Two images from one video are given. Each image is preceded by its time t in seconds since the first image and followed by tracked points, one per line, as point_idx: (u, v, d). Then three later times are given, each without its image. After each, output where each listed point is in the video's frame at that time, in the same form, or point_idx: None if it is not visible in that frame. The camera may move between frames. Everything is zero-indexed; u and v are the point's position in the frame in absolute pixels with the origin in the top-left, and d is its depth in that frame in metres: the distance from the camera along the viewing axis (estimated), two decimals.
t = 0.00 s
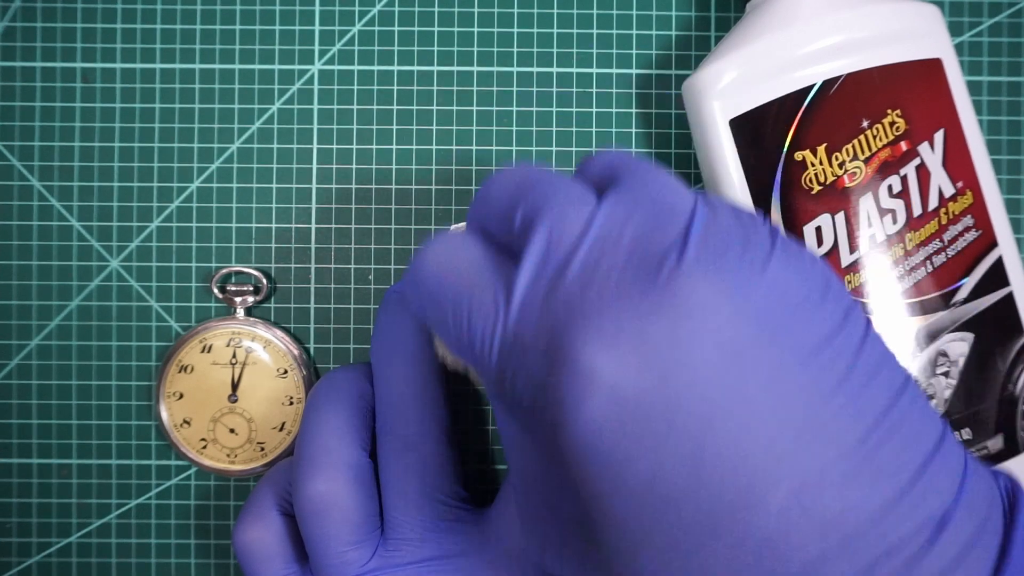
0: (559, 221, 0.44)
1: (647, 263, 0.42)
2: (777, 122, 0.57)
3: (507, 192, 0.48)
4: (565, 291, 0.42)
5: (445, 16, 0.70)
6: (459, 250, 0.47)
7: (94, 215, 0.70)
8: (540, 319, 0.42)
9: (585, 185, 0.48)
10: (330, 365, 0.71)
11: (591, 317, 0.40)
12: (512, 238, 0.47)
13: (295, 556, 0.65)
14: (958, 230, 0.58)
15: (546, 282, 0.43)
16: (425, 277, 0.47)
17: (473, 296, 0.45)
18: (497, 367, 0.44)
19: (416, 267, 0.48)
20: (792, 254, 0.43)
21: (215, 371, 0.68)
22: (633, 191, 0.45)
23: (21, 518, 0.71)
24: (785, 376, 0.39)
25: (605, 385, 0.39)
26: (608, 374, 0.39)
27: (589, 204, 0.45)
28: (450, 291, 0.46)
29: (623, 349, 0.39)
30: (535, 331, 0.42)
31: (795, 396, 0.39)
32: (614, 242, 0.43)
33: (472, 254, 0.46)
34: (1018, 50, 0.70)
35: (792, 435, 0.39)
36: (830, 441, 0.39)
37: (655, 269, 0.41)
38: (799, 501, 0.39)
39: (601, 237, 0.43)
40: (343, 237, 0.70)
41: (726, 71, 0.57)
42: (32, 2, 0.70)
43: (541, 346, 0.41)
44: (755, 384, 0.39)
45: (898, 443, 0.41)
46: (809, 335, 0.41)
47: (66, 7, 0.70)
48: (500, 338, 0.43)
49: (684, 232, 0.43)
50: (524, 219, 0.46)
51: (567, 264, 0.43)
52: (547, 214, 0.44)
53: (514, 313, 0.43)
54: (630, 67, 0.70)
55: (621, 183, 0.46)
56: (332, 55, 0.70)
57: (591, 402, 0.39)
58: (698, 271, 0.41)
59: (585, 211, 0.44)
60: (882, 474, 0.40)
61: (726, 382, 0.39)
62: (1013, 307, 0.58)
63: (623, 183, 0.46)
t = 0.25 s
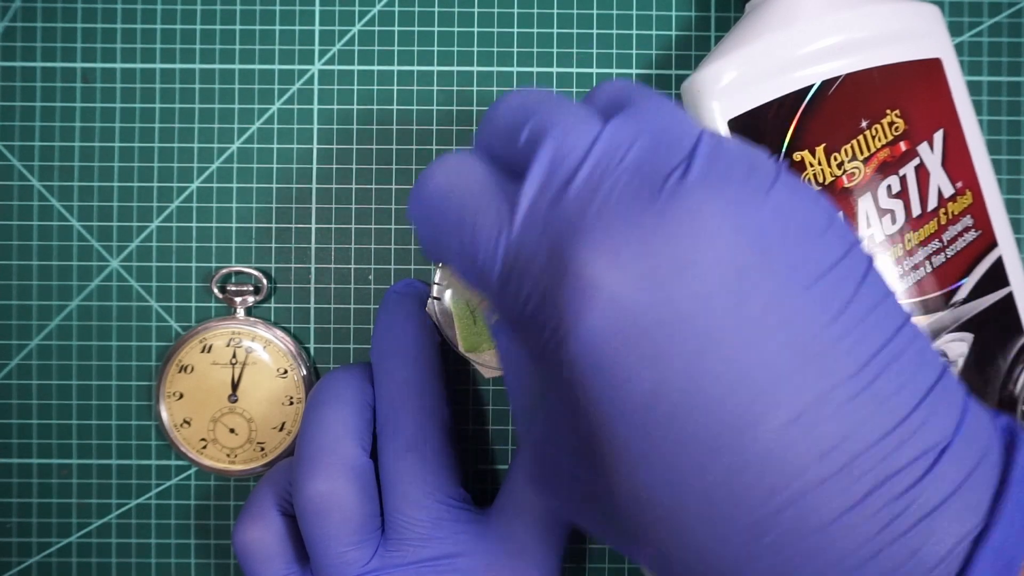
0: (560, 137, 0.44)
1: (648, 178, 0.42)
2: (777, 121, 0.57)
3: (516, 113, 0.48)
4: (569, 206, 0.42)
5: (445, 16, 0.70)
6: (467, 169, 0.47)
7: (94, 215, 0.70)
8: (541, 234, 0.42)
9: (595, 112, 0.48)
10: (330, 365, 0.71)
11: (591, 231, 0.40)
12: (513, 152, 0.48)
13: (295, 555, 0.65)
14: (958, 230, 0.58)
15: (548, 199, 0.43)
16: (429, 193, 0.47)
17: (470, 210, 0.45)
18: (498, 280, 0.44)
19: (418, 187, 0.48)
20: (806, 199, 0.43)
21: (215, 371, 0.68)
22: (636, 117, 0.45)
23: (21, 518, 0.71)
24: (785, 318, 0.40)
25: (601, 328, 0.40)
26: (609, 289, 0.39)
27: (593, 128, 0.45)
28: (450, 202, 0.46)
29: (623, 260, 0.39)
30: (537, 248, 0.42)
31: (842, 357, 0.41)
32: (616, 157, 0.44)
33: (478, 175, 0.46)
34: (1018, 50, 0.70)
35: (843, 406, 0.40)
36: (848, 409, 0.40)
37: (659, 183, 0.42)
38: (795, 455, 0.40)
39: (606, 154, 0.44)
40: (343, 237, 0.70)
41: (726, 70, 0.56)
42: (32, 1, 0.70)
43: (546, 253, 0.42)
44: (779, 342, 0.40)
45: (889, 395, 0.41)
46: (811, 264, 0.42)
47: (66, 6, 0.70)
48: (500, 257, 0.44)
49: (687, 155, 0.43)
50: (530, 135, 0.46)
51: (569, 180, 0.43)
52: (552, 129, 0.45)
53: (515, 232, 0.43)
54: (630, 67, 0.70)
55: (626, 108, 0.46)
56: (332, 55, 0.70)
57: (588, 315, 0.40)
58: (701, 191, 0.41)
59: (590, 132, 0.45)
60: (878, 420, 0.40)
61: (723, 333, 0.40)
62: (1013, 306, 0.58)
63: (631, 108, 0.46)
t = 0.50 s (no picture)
0: (649, 112, 0.43)
1: (741, 151, 0.41)
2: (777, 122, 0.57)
3: (595, 90, 0.47)
4: (663, 170, 0.41)
5: (445, 16, 0.70)
6: (552, 143, 0.44)
7: (94, 215, 0.70)
8: (632, 207, 0.41)
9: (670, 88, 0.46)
10: (329, 365, 0.71)
11: (693, 200, 0.39)
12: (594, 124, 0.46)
13: (295, 555, 0.65)
14: (957, 230, 0.58)
15: (640, 167, 0.42)
16: (512, 158, 0.45)
17: (567, 183, 0.43)
18: (589, 252, 0.43)
19: (500, 153, 0.46)
20: (880, 181, 0.42)
21: (215, 371, 0.68)
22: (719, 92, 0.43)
23: (21, 518, 0.71)
24: (864, 337, 0.38)
25: (693, 298, 0.39)
26: (708, 258, 0.38)
27: (681, 102, 0.43)
28: (534, 174, 0.44)
29: (720, 232, 0.39)
30: (633, 221, 0.41)
31: (938, 320, 0.39)
32: (709, 134, 0.42)
33: (563, 142, 0.44)
34: (1018, 50, 0.70)
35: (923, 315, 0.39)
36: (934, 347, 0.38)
37: (751, 153, 0.41)
38: (876, 432, 0.38)
39: (695, 131, 0.42)
40: (343, 237, 0.70)
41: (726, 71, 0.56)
42: (32, 1, 0.70)
43: (638, 230, 0.40)
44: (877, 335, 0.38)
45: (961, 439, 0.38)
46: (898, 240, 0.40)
47: (66, 6, 0.70)
48: (592, 227, 0.42)
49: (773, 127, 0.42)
50: (615, 105, 0.44)
51: (661, 148, 0.42)
52: (638, 102, 0.43)
53: (597, 210, 0.42)
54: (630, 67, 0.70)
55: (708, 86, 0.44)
56: (332, 55, 0.70)
57: (676, 317, 0.39)
58: (795, 162, 0.41)
59: (677, 103, 0.43)
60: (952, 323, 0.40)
61: (832, 304, 0.38)
62: (1013, 306, 0.58)
63: (707, 86, 0.44)
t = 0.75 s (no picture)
0: (673, 225, 0.43)
1: (771, 261, 0.42)
2: (777, 121, 0.57)
3: (623, 185, 0.46)
4: (689, 298, 0.41)
5: (445, 16, 0.70)
6: (572, 257, 0.44)
7: (94, 215, 0.70)
8: (664, 324, 0.41)
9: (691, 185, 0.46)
10: (330, 365, 0.71)
11: (713, 335, 0.39)
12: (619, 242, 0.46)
13: (295, 555, 0.65)
14: (958, 230, 0.58)
15: (666, 291, 0.42)
16: (535, 272, 0.45)
17: (581, 300, 0.43)
18: (613, 377, 0.43)
19: (522, 264, 0.46)
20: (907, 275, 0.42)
21: (215, 371, 0.68)
22: (740, 198, 0.44)
23: (21, 518, 0.71)
24: (860, 401, 0.39)
25: (731, 385, 0.39)
26: (739, 380, 0.39)
27: (704, 209, 0.44)
28: (554, 293, 0.44)
29: (747, 352, 0.39)
30: (661, 335, 0.41)
31: (914, 421, 0.39)
32: (731, 242, 0.42)
33: (587, 254, 0.44)
34: (1018, 50, 0.70)
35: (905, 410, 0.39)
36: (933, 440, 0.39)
37: (781, 279, 0.41)
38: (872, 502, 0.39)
39: (720, 238, 0.43)
40: (343, 237, 0.70)
41: (726, 71, 0.57)
42: (32, 1, 0.70)
43: (671, 344, 0.41)
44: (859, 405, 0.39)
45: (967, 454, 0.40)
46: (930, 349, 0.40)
47: (66, 6, 0.70)
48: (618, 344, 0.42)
49: (799, 242, 0.42)
50: (638, 214, 0.44)
51: (688, 266, 0.42)
52: (661, 214, 0.43)
53: (634, 323, 0.42)
54: (630, 67, 0.70)
55: (729, 186, 0.45)
56: (332, 55, 0.70)
57: (717, 421, 0.39)
58: (822, 277, 0.41)
59: (701, 212, 0.44)
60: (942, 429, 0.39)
61: (855, 404, 0.39)
62: (1013, 306, 0.58)
63: (733, 185, 0.44)
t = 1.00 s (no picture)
0: (624, 275, 0.43)
1: (714, 316, 0.41)
2: (777, 121, 0.57)
3: (575, 239, 0.47)
4: (635, 353, 0.41)
5: (445, 16, 0.70)
6: (525, 301, 0.45)
7: (94, 215, 0.70)
8: (611, 387, 0.41)
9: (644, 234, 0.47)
10: (329, 365, 0.71)
11: (654, 387, 0.40)
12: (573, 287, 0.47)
13: (295, 556, 0.65)
14: (958, 230, 0.58)
15: (614, 338, 0.42)
16: (485, 328, 0.46)
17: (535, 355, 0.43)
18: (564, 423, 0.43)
19: (474, 317, 0.47)
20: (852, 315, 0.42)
21: (215, 371, 0.68)
22: (692, 243, 0.44)
23: (21, 518, 0.71)
24: (812, 451, 0.39)
25: (670, 440, 0.39)
26: (678, 434, 0.39)
27: (656, 255, 0.44)
28: (509, 337, 0.45)
29: (690, 408, 0.39)
30: (607, 395, 0.41)
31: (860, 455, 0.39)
32: (678, 296, 0.42)
33: (541, 303, 0.45)
34: (1018, 50, 0.70)
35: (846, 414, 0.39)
36: (879, 441, 0.40)
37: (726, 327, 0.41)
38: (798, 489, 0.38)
39: (669, 289, 0.43)
40: (343, 237, 0.70)
41: (726, 71, 0.57)
42: (32, 1, 0.70)
43: (615, 402, 0.41)
44: (826, 401, 0.39)
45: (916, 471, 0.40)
46: (818, 308, 0.41)
47: (66, 6, 0.70)
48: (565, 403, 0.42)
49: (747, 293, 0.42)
50: (587, 270, 0.44)
51: (637, 319, 0.42)
52: (610, 268, 0.43)
53: (584, 374, 0.42)
54: (630, 67, 0.70)
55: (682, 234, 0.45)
56: (332, 55, 0.70)
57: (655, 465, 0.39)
58: (768, 327, 0.40)
59: (650, 261, 0.43)
60: (861, 403, 0.40)
61: (804, 455, 0.38)
62: (1013, 306, 0.58)
63: (686, 232, 0.45)
